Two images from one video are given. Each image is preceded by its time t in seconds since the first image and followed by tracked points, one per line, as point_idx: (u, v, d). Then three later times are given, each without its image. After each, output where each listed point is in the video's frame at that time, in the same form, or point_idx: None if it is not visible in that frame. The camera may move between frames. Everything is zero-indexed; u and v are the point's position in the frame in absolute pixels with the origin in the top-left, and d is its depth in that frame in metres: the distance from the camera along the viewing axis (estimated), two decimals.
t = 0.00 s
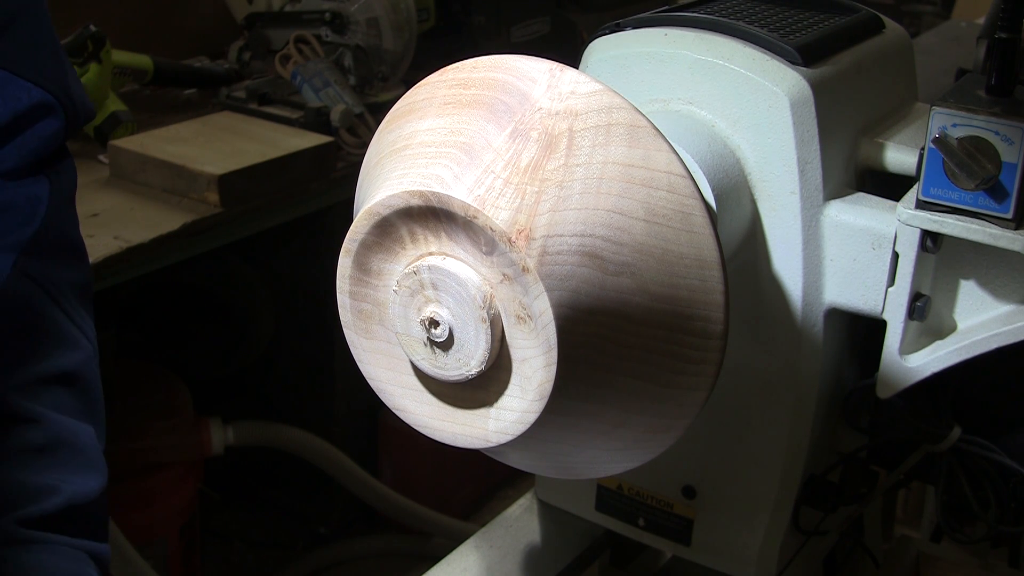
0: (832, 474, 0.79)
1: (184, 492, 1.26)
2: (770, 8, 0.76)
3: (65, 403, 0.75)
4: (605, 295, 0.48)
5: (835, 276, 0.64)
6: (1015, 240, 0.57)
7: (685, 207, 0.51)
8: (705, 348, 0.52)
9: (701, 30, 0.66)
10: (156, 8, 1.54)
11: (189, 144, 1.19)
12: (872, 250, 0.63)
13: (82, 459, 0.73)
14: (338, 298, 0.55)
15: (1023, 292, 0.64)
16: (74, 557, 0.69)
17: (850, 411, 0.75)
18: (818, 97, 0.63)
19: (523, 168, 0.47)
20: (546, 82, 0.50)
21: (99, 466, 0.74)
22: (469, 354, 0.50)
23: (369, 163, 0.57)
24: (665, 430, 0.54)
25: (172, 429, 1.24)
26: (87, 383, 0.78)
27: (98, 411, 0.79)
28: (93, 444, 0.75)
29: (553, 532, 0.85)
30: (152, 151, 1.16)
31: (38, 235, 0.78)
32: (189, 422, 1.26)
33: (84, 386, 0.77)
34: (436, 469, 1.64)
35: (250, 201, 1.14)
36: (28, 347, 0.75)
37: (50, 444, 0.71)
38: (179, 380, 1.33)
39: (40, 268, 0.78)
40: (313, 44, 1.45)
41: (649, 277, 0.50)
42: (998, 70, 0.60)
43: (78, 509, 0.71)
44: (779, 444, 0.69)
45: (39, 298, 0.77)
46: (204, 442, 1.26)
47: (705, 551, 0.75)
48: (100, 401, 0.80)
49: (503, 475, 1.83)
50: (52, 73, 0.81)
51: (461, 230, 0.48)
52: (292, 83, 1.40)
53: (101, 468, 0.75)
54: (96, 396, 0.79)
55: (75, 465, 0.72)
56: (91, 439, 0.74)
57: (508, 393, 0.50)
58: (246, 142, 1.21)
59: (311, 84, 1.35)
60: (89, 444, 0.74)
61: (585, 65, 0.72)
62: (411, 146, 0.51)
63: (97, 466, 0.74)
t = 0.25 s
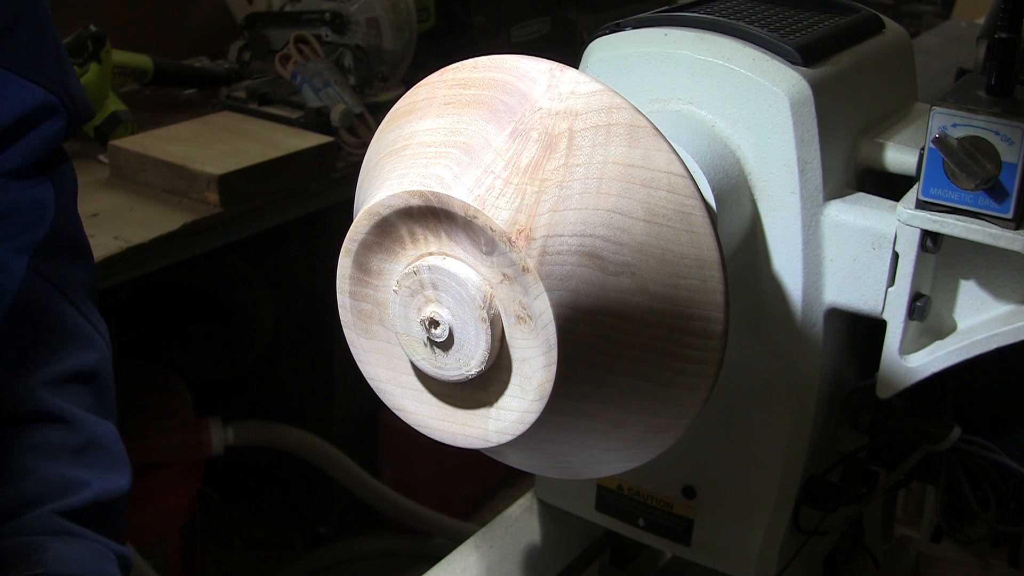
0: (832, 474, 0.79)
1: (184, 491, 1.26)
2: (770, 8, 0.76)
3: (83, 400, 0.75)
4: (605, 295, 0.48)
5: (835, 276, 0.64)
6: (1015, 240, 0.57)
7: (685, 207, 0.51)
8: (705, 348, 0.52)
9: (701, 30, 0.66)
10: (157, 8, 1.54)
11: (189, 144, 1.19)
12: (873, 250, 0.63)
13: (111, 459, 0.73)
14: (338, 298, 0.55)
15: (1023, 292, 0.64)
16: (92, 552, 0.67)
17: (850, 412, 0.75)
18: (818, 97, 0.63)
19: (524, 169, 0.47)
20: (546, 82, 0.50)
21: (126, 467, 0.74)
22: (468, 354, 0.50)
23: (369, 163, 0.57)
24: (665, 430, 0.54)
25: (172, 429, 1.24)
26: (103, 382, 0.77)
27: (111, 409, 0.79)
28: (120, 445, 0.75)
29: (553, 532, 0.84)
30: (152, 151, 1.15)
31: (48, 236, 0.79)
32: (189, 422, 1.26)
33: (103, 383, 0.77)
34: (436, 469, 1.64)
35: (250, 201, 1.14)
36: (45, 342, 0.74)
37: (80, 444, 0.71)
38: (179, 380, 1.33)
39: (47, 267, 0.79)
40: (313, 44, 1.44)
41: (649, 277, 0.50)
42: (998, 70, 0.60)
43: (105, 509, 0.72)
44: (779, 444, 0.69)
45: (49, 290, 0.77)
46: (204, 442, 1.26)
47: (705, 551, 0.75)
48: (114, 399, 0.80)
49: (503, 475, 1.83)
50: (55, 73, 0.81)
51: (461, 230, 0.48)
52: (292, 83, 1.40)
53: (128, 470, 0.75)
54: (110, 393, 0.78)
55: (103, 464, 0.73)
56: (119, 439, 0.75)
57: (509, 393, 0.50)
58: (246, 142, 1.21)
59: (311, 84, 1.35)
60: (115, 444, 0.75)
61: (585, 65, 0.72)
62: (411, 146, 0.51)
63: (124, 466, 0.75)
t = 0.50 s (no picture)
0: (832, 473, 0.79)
1: (184, 492, 1.26)
2: (770, 8, 0.76)
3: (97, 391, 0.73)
4: (605, 296, 0.48)
5: (835, 276, 0.64)
6: (1015, 240, 0.57)
7: (684, 207, 0.51)
8: (704, 348, 0.52)
9: (701, 30, 0.66)
10: (157, 8, 1.54)
11: (189, 145, 1.19)
12: (872, 250, 0.63)
13: (134, 457, 0.71)
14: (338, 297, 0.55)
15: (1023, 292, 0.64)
16: (119, 536, 0.62)
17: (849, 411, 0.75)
18: (818, 97, 0.63)
19: (524, 169, 0.47)
20: (546, 82, 0.50)
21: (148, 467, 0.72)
22: (468, 354, 0.50)
23: (368, 164, 0.57)
24: (664, 430, 0.54)
25: (172, 429, 1.24)
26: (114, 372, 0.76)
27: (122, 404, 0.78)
28: (140, 446, 0.72)
29: (552, 531, 0.84)
30: (152, 151, 1.15)
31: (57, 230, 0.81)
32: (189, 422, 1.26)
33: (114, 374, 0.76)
34: (436, 468, 1.64)
35: (250, 201, 1.14)
36: (56, 334, 0.74)
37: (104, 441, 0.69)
38: (179, 380, 1.33)
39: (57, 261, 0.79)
40: (313, 44, 1.45)
41: (648, 277, 0.50)
42: (999, 70, 0.60)
43: (139, 509, 0.68)
44: (779, 445, 0.69)
45: (63, 285, 0.77)
46: (204, 442, 1.26)
47: (705, 551, 0.75)
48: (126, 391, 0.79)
49: (503, 475, 1.83)
50: (59, 72, 0.82)
51: (462, 230, 0.48)
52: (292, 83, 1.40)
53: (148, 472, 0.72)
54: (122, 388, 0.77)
55: (128, 460, 0.70)
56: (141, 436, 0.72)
57: (508, 393, 0.50)
58: (247, 141, 1.21)
59: (311, 84, 1.35)
60: (135, 442, 0.72)
61: (585, 65, 0.72)
62: (411, 147, 0.51)
63: (146, 466, 0.72)
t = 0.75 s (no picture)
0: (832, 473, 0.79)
1: (184, 492, 1.26)
2: (770, 8, 0.76)
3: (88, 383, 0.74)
4: (605, 296, 0.48)
5: (835, 276, 0.64)
6: (1015, 240, 0.57)
7: (684, 208, 0.51)
8: (704, 348, 0.52)
9: (701, 29, 0.66)
10: (156, 7, 1.54)
11: (188, 144, 1.19)
12: (872, 250, 0.63)
13: (121, 446, 0.72)
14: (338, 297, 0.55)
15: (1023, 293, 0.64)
16: (94, 512, 0.64)
17: (849, 411, 0.75)
18: (818, 97, 0.63)
19: (524, 169, 0.47)
20: (545, 82, 0.50)
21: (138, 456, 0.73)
22: (468, 355, 0.50)
23: (368, 164, 0.57)
24: (664, 430, 0.54)
25: (172, 429, 1.24)
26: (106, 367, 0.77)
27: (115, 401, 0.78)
28: (129, 437, 0.74)
29: (552, 531, 0.84)
30: (152, 151, 1.16)
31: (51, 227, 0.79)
32: (189, 422, 1.26)
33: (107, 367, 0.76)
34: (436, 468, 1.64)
35: (250, 201, 1.14)
36: (51, 332, 0.74)
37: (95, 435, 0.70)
38: (179, 380, 1.33)
39: (49, 258, 0.78)
40: (313, 44, 1.45)
41: (648, 277, 0.50)
42: (999, 70, 0.60)
43: (127, 500, 0.70)
44: (779, 444, 0.69)
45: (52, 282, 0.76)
46: (204, 442, 1.26)
47: (705, 551, 0.75)
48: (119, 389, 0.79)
49: (503, 475, 1.83)
50: (59, 73, 0.82)
51: (462, 231, 0.48)
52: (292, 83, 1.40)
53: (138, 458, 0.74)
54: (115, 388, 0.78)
55: (115, 450, 0.71)
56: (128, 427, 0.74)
57: (508, 393, 0.50)
58: (246, 141, 1.21)
59: (311, 84, 1.35)
60: (123, 433, 0.73)
61: (585, 65, 0.72)
62: (411, 147, 0.51)
63: (135, 455, 0.73)
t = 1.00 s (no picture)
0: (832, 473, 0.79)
1: (184, 492, 1.26)
2: (770, 8, 0.76)
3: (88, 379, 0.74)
4: (605, 296, 0.48)
5: (835, 276, 0.64)
6: (1015, 240, 0.57)
7: (684, 208, 0.51)
8: (704, 348, 0.52)
9: (701, 30, 0.66)
10: (157, 7, 1.54)
11: (189, 144, 1.19)
12: (873, 250, 0.63)
13: (121, 446, 0.73)
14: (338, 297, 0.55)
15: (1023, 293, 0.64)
16: (87, 504, 0.65)
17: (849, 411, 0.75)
18: (818, 97, 0.63)
19: (524, 169, 0.47)
20: (545, 82, 0.50)
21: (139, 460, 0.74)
22: (468, 355, 0.50)
23: (368, 164, 0.57)
24: (664, 431, 0.54)
25: (172, 429, 1.24)
26: (107, 365, 0.77)
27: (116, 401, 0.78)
28: (127, 436, 0.74)
29: (552, 531, 0.84)
30: (152, 151, 1.16)
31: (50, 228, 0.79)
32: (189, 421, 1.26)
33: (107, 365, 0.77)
34: (436, 468, 1.64)
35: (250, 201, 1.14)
36: (50, 330, 0.74)
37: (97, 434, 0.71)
38: (179, 380, 1.33)
39: (48, 259, 0.78)
40: (313, 44, 1.44)
41: (648, 277, 0.50)
42: (998, 69, 0.60)
43: (126, 500, 0.71)
44: (779, 445, 0.69)
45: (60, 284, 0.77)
46: (204, 442, 1.26)
47: (705, 551, 0.75)
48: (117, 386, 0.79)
49: (503, 475, 1.83)
50: (59, 75, 0.82)
51: (462, 231, 0.48)
52: (292, 83, 1.40)
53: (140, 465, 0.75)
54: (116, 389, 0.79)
55: (115, 450, 0.72)
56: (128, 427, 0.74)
57: (508, 393, 0.50)
58: (246, 141, 1.21)
59: (311, 84, 1.35)
60: (123, 432, 0.74)
61: (585, 65, 0.72)
62: (411, 147, 0.51)
63: (135, 455, 0.74)
